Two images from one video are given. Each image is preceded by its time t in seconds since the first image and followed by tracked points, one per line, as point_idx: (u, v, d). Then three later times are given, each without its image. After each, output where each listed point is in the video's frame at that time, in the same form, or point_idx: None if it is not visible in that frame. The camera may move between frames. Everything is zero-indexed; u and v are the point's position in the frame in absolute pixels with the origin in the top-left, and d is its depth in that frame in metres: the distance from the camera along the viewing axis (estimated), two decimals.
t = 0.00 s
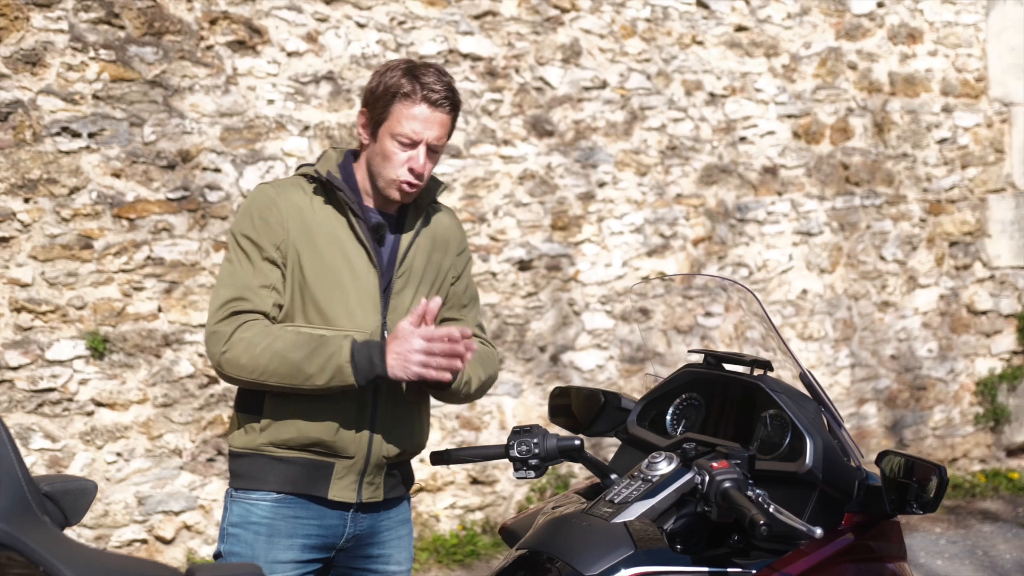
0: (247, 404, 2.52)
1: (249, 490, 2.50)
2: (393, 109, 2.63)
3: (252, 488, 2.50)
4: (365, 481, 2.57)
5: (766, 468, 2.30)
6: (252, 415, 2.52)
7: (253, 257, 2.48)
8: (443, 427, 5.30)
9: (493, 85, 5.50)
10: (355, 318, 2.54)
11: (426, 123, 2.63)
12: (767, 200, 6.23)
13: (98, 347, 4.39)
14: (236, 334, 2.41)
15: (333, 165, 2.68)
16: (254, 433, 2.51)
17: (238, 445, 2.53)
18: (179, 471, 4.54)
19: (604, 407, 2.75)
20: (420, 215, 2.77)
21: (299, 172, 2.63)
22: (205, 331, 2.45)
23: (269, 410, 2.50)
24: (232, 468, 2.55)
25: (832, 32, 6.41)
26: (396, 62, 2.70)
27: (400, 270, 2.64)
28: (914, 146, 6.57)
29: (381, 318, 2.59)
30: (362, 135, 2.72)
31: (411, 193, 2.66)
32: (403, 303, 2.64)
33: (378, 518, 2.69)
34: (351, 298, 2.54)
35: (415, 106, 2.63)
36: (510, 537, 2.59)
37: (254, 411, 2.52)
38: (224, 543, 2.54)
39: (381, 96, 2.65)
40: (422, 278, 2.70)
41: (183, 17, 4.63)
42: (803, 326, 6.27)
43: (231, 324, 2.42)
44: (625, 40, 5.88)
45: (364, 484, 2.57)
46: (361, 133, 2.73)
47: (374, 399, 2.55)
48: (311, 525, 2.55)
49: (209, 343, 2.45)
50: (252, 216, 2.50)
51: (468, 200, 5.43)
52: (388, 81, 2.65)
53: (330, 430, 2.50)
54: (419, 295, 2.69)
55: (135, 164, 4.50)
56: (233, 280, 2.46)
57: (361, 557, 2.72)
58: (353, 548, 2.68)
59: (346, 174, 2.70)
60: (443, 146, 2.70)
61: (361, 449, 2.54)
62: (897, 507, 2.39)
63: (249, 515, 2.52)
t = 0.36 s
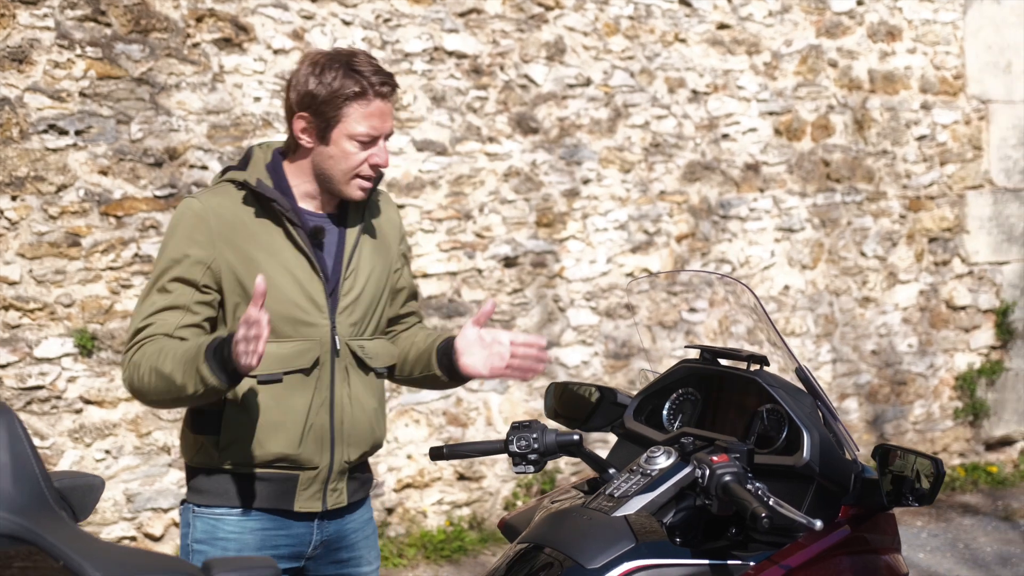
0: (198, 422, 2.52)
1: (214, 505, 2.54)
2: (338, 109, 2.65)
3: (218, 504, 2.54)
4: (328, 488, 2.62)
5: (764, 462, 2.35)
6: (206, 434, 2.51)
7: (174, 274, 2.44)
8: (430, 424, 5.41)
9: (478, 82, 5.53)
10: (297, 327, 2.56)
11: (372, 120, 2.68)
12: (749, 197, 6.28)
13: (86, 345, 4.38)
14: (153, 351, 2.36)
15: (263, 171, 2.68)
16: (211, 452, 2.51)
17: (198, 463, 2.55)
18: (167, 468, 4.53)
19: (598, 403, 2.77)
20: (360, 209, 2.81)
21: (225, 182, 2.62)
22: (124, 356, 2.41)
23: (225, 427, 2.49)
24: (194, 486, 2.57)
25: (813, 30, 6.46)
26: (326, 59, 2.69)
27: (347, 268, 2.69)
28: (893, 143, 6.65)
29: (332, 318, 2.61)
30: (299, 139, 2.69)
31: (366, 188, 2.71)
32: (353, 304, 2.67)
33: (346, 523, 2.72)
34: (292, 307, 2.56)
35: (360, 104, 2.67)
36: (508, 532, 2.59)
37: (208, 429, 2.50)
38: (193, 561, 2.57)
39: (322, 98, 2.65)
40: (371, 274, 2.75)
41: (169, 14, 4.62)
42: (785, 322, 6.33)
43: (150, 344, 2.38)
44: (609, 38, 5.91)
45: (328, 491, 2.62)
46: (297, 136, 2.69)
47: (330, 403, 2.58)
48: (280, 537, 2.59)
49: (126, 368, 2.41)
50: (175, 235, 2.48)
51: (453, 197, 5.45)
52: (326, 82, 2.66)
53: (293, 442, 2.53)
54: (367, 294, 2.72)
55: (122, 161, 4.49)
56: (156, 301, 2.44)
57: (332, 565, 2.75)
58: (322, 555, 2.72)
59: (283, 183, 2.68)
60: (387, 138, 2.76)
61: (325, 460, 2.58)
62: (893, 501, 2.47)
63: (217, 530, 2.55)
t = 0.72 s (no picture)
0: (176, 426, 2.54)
1: (201, 502, 2.55)
2: (306, 99, 2.63)
3: (202, 501, 2.55)
4: (311, 482, 2.66)
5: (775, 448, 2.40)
6: (189, 434, 2.52)
7: (146, 288, 2.42)
8: (426, 414, 5.42)
9: (473, 75, 5.56)
10: (274, 323, 2.60)
11: (341, 108, 2.68)
12: (741, 189, 6.32)
13: (85, 335, 4.40)
14: (133, 370, 2.38)
15: (226, 168, 2.63)
16: (195, 451, 2.53)
17: (181, 462, 2.56)
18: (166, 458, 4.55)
19: (604, 393, 2.82)
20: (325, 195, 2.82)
21: (186, 182, 2.56)
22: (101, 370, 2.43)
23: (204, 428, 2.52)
24: (177, 483, 2.58)
25: (804, 23, 6.49)
26: (287, 47, 2.66)
27: (319, 259, 2.72)
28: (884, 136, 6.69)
29: (308, 313, 2.66)
30: (266, 130, 2.66)
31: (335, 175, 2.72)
32: (327, 295, 2.73)
33: (330, 509, 2.76)
34: (268, 303, 2.59)
35: (327, 93, 2.66)
36: (520, 518, 2.65)
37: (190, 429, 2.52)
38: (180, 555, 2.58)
39: (290, 89, 2.62)
40: (341, 264, 2.79)
41: (167, 6, 4.62)
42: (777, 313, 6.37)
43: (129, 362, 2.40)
44: (603, 31, 5.93)
45: (312, 484, 2.66)
46: (264, 128, 2.66)
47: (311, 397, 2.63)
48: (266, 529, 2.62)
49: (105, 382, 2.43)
50: (142, 247, 2.44)
51: (449, 189, 5.47)
52: (292, 73, 2.63)
53: (277, 439, 2.54)
54: (339, 283, 2.77)
55: (120, 152, 4.50)
56: (128, 315, 2.42)
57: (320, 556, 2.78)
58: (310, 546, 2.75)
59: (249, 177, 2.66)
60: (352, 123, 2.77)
61: (308, 453, 2.61)
62: (899, 487, 2.46)
63: (204, 526, 2.56)
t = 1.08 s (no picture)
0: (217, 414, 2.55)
1: (241, 490, 2.54)
2: (308, 83, 2.62)
3: (245, 488, 2.54)
4: (354, 461, 2.63)
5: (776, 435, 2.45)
6: (228, 423, 2.54)
7: (175, 281, 2.46)
8: (416, 404, 5.47)
9: (462, 65, 5.61)
10: (300, 306, 2.58)
11: (344, 90, 2.67)
12: (727, 179, 6.35)
13: (76, 326, 4.43)
14: (176, 364, 2.43)
15: (238, 161, 2.65)
16: (233, 438, 2.54)
17: (220, 451, 2.56)
18: (157, 448, 4.59)
19: (605, 377, 2.84)
20: (338, 180, 2.80)
21: (203, 176, 2.59)
22: (144, 367, 2.46)
23: (242, 414, 2.53)
24: (218, 474, 2.58)
25: (789, 13, 6.51)
26: (285, 35, 2.66)
27: (337, 242, 2.69)
28: (868, 126, 6.72)
29: (331, 295, 2.64)
30: (272, 118, 2.66)
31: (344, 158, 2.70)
32: (351, 277, 2.69)
33: (369, 507, 2.73)
34: (292, 288, 2.57)
35: (328, 76, 2.65)
36: (521, 504, 2.66)
37: (229, 419, 2.54)
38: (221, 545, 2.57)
39: (291, 74, 2.62)
40: (362, 246, 2.75)
41: None
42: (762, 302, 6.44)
43: (169, 356, 2.44)
44: (590, 21, 5.95)
45: (355, 465, 2.63)
46: (270, 116, 2.66)
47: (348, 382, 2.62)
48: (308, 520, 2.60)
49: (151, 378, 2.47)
50: (164, 241, 2.48)
51: (439, 179, 5.54)
52: (292, 58, 2.63)
53: (313, 416, 2.55)
54: (363, 265, 2.73)
55: (111, 143, 4.52)
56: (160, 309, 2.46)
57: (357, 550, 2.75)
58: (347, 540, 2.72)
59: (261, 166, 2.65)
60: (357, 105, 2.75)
61: (346, 433, 2.60)
62: (899, 471, 2.46)
63: (244, 514, 2.55)
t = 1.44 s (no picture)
0: (232, 407, 2.56)
1: (255, 480, 2.54)
2: (319, 82, 2.61)
3: (260, 478, 2.53)
4: (368, 453, 2.60)
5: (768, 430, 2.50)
6: (243, 416, 2.55)
7: (199, 273, 2.48)
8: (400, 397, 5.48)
9: (445, 59, 5.63)
10: (318, 300, 2.57)
11: (356, 89, 2.66)
12: (709, 172, 6.37)
13: (60, 320, 4.47)
14: (201, 355, 2.44)
15: (257, 156, 2.65)
16: (246, 429, 2.54)
17: (236, 443, 2.56)
18: (141, 442, 4.63)
19: (597, 372, 2.87)
20: (354, 177, 2.78)
21: (222, 170, 2.60)
22: (170, 359, 2.47)
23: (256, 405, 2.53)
24: (232, 465, 2.58)
25: (770, 7, 6.54)
26: (298, 36, 2.64)
27: (352, 238, 2.66)
28: (847, 120, 6.77)
29: (346, 290, 2.61)
30: (285, 118, 2.65)
31: (358, 156, 2.69)
32: (365, 273, 2.66)
33: (388, 494, 2.71)
34: (309, 283, 2.56)
35: (340, 75, 2.64)
36: (515, 500, 2.69)
37: (243, 412, 2.55)
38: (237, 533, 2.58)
39: (303, 74, 2.61)
40: (377, 245, 2.71)
41: None
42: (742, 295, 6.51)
43: (192, 347, 2.44)
44: (573, 15, 5.98)
45: (368, 457, 2.60)
46: (283, 116, 2.65)
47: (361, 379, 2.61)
48: (321, 508, 2.58)
49: (178, 370, 2.48)
50: (184, 234, 2.49)
51: (422, 172, 5.58)
52: (304, 58, 2.62)
53: (324, 408, 2.54)
54: (377, 261, 2.70)
55: (94, 136, 4.56)
56: (183, 301, 2.47)
57: (378, 536, 2.74)
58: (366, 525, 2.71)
59: (279, 162, 2.65)
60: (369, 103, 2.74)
61: (359, 425, 2.58)
62: (888, 466, 2.49)
63: (258, 504, 2.55)
